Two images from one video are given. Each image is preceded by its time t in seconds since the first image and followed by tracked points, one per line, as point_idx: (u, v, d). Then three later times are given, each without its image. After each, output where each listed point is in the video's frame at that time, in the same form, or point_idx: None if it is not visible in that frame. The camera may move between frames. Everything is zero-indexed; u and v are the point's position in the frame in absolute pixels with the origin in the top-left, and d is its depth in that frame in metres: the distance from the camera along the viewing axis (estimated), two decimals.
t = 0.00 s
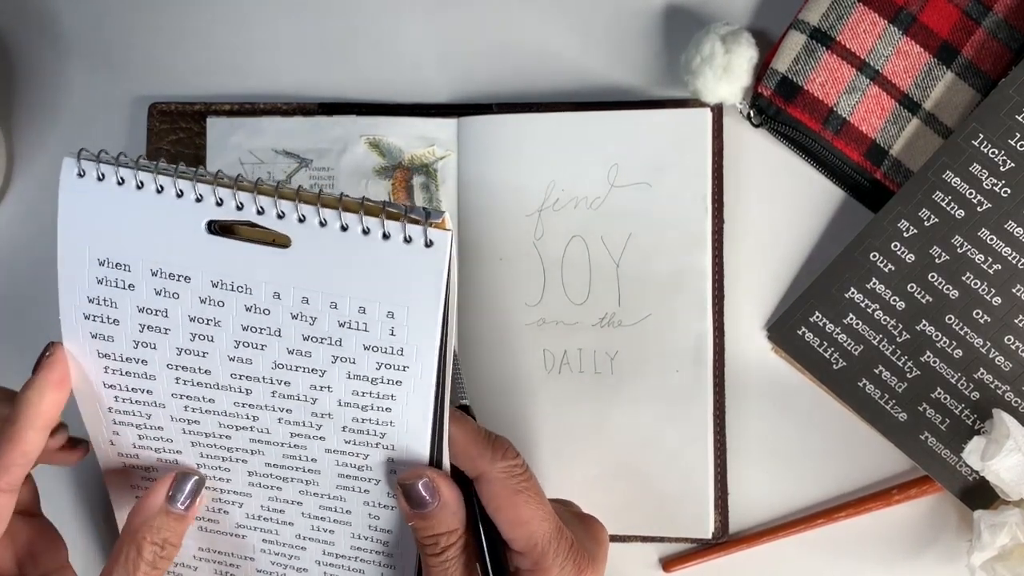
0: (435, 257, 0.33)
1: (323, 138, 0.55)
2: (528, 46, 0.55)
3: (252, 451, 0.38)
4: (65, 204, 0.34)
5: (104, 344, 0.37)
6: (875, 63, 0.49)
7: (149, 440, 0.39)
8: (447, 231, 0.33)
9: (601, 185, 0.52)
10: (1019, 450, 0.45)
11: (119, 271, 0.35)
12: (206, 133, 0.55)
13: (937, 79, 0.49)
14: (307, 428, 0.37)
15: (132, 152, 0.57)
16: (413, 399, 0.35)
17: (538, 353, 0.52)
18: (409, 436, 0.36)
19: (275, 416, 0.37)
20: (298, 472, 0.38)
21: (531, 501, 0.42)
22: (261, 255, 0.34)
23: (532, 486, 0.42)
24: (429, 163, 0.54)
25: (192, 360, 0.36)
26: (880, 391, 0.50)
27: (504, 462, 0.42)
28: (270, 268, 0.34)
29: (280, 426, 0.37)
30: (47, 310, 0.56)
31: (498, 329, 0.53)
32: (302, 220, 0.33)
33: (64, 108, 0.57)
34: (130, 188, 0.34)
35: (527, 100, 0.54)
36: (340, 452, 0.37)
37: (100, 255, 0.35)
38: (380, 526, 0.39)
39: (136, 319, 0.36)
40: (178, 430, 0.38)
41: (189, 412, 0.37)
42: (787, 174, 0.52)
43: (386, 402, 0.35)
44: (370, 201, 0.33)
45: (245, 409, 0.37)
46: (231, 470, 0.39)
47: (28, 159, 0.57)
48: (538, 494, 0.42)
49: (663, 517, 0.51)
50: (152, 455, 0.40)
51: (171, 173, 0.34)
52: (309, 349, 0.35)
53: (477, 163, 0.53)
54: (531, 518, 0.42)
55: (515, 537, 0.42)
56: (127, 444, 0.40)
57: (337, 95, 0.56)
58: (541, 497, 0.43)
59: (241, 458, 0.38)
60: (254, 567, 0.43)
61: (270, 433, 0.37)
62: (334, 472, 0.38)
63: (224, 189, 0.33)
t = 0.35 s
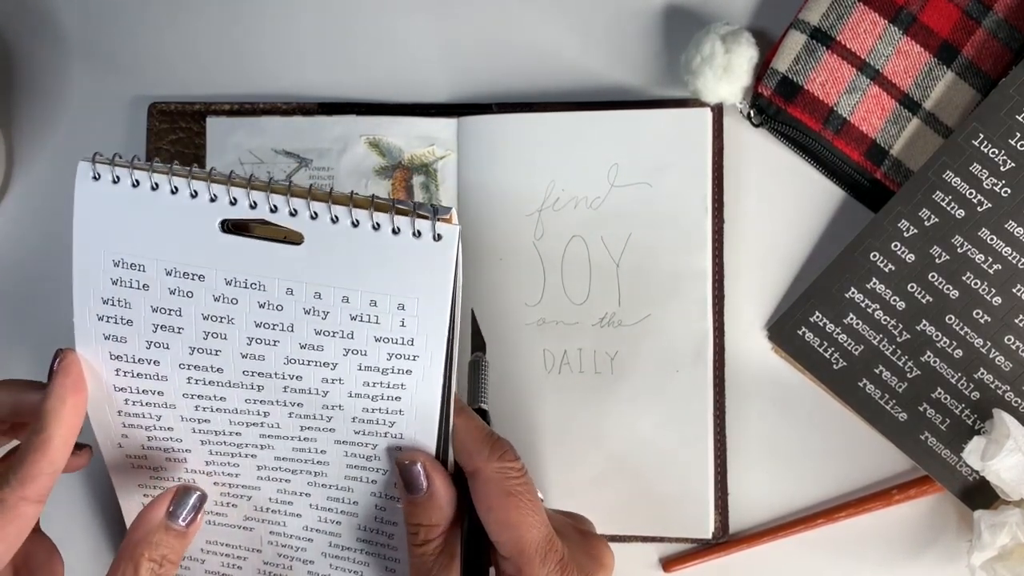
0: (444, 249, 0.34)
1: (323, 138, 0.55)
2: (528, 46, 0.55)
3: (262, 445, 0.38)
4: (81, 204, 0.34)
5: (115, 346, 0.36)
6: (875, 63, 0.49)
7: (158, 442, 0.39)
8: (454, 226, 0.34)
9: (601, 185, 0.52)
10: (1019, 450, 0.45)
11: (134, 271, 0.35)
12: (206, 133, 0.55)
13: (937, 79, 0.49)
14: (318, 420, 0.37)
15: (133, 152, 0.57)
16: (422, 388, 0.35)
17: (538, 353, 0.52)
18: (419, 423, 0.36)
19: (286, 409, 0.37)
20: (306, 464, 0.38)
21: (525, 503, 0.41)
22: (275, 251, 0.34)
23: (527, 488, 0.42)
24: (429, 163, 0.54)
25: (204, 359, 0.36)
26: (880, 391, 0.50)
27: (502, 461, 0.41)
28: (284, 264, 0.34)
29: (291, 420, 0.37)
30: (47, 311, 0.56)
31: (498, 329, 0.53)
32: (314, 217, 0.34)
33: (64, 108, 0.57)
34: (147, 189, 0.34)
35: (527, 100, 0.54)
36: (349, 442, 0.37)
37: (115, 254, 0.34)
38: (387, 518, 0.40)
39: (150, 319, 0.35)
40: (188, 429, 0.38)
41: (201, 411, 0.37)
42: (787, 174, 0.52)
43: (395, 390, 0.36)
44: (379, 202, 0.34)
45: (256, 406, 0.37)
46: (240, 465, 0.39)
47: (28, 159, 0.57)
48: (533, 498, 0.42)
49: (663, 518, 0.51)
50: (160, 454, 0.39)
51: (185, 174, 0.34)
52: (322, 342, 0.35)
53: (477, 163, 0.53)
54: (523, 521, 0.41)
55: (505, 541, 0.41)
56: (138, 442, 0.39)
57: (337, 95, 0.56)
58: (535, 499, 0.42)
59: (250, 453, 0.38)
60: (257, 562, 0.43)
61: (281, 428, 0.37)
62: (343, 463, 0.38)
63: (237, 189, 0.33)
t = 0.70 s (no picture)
0: (455, 249, 0.33)
1: (323, 138, 0.55)
2: (527, 46, 0.55)
3: (268, 465, 0.37)
4: (80, 205, 0.33)
5: (122, 348, 0.35)
6: (875, 63, 0.49)
7: (160, 460, 0.38)
8: (464, 225, 0.33)
9: (601, 185, 0.52)
10: (1019, 450, 0.45)
11: (140, 273, 0.34)
12: (206, 132, 0.55)
13: (937, 79, 0.49)
14: (325, 433, 0.37)
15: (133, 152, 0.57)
16: (434, 394, 0.35)
17: (538, 353, 0.52)
18: (425, 433, 0.36)
19: (293, 421, 0.36)
20: (314, 484, 0.38)
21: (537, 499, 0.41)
22: (280, 251, 0.33)
23: (538, 485, 0.42)
24: (429, 163, 0.54)
25: (212, 365, 0.35)
26: (880, 391, 0.50)
27: (511, 460, 0.41)
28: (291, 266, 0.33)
29: (299, 433, 0.37)
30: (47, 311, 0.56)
31: (498, 330, 0.53)
32: (321, 218, 0.33)
33: (64, 109, 0.57)
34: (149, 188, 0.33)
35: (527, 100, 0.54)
36: (359, 458, 0.37)
37: (120, 257, 0.34)
38: (395, 534, 0.39)
39: (157, 322, 0.35)
40: (192, 446, 0.37)
41: (206, 423, 0.36)
42: (787, 174, 0.52)
43: (406, 399, 0.35)
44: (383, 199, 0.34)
45: (263, 416, 0.36)
46: (244, 490, 0.38)
47: (29, 159, 0.57)
48: (544, 493, 0.42)
49: (663, 518, 0.51)
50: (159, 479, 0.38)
51: (187, 173, 0.33)
52: (331, 346, 0.35)
53: (476, 163, 0.53)
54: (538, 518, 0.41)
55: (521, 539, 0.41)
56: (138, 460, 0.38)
57: (337, 95, 0.56)
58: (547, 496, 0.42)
59: (254, 475, 0.38)
60: None
61: (288, 442, 0.37)
62: (351, 481, 0.38)
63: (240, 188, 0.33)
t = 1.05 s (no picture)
0: (358, 246, 0.31)
1: (323, 138, 0.55)
2: (527, 46, 0.55)
3: (227, 514, 0.35)
4: (28, 271, 0.32)
5: (72, 404, 0.33)
6: (875, 63, 0.49)
7: (123, 523, 0.36)
8: (366, 218, 0.31)
9: (601, 185, 0.52)
10: (1019, 450, 0.45)
11: (84, 322, 0.32)
12: (205, 132, 0.55)
13: (937, 79, 0.49)
14: (274, 468, 0.33)
15: (133, 152, 0.57)
16: (372, 408, 0.32)
17: (538, 353, 0.52)
18: (375, 454, 0.32)
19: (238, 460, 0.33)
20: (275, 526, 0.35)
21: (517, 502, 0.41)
22: (205, 281, 0.31)
23: (515, 488, 0.41)
24: (429, 163, 0.54)
25: (154, 405, 0.33)
26: (880, 391, 0.50)
27: (486, 465, 0.41)
28: (219, 291, 0.31)
29: (247, 474, 0.33)
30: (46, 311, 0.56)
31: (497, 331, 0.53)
32: (236, 237, 0.31)
33: (65, 108, 0.57)
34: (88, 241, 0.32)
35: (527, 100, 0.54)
36: (309, 492, 0.34)
37: (62, 308, 0.32)
38: (374, 566, 0.36)
39: (100, 370, 0.32)
40: (155, 503, 0.35)
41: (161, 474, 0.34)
42: (787, 174, 0.52)
43: (344, 416, 0.32)
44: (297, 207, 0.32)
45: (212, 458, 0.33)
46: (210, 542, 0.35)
47: (29, 159, 0.57)
48: (523, 495, 0.42)
49: (663, 518, 0.51)
50: (125, 542, 0.36)
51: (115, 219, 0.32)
52: (261, 369, 0.32)
53: (476, 164, 0.53)
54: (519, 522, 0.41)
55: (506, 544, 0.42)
56: (101, 536, 0.36)
57: (337, 94, 0.56)
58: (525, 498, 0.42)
59: (217, 525, 0.35)
60: None
61: (239, 486, 0.34)
62: (313, 518, 0.34)
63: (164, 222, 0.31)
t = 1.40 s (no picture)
0: (346, 245, 0.32)
1: (324, 137, 0.55)
2: (527, 46, 0.55)
3: (197, 528, 0.34)
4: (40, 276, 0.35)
5: (68, 405, 0.34)
6: (875, 63, 0.49)
7: (96, 533, 0.36)
8: (352, 218, 0.32)
9: (601, 185, 0.52)
10: (1019, 450, 0.45)
11: (88, 323, 0.34)
12: (205, 132, 0.55)
13: (937, 79, 0.49)
14: (245, 480, 0.33)
15: (133, 152, 0.57)
16: (347, 416, 0.31)
17: (538, 353, 0.52)
18: (342, 473, 0.31)
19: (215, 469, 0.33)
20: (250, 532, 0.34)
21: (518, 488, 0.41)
22: (203, 281, 0.33)
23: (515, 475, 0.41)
24: (430, 163, 0.54)
25: (146, 406, 0.34)
26: (880, 391, 0.50)
27: (487, 451, 0.41)
28: (214, 291, 0.33)
29: (219, 486, 0.33)
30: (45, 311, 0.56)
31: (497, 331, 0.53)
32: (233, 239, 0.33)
33: (64, 109, 0.57)
34: (99, 245, 0.34)
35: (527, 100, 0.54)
36: (279, 513, 0.33)
37: (70, 309, 0.34)
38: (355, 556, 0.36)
39: (101, 368, 0.34)
40: (127, 514, 0.35)
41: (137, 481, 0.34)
42: (787, 174, 0.52)
43: (320, 424, 0.32)
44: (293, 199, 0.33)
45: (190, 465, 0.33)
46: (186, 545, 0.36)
47: (28, 159, 0.57)
48: (526, 479, 0.42)
49: (663, 518, 0.51)
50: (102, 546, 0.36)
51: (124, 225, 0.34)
52: (248, 369, 0.32)
53: (476, 164, 0.53)
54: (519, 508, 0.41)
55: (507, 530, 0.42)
56: (77, 542, 0.36)
57: (337, 94, 0.56)
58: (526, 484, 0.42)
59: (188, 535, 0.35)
60: None
61: (210, 500, 0.33)
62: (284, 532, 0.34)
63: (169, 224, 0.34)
